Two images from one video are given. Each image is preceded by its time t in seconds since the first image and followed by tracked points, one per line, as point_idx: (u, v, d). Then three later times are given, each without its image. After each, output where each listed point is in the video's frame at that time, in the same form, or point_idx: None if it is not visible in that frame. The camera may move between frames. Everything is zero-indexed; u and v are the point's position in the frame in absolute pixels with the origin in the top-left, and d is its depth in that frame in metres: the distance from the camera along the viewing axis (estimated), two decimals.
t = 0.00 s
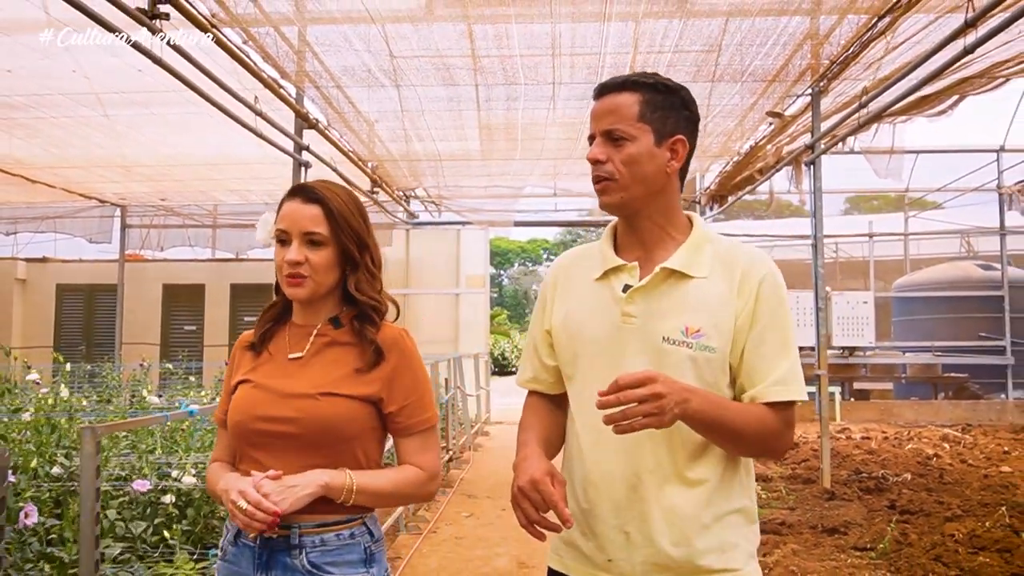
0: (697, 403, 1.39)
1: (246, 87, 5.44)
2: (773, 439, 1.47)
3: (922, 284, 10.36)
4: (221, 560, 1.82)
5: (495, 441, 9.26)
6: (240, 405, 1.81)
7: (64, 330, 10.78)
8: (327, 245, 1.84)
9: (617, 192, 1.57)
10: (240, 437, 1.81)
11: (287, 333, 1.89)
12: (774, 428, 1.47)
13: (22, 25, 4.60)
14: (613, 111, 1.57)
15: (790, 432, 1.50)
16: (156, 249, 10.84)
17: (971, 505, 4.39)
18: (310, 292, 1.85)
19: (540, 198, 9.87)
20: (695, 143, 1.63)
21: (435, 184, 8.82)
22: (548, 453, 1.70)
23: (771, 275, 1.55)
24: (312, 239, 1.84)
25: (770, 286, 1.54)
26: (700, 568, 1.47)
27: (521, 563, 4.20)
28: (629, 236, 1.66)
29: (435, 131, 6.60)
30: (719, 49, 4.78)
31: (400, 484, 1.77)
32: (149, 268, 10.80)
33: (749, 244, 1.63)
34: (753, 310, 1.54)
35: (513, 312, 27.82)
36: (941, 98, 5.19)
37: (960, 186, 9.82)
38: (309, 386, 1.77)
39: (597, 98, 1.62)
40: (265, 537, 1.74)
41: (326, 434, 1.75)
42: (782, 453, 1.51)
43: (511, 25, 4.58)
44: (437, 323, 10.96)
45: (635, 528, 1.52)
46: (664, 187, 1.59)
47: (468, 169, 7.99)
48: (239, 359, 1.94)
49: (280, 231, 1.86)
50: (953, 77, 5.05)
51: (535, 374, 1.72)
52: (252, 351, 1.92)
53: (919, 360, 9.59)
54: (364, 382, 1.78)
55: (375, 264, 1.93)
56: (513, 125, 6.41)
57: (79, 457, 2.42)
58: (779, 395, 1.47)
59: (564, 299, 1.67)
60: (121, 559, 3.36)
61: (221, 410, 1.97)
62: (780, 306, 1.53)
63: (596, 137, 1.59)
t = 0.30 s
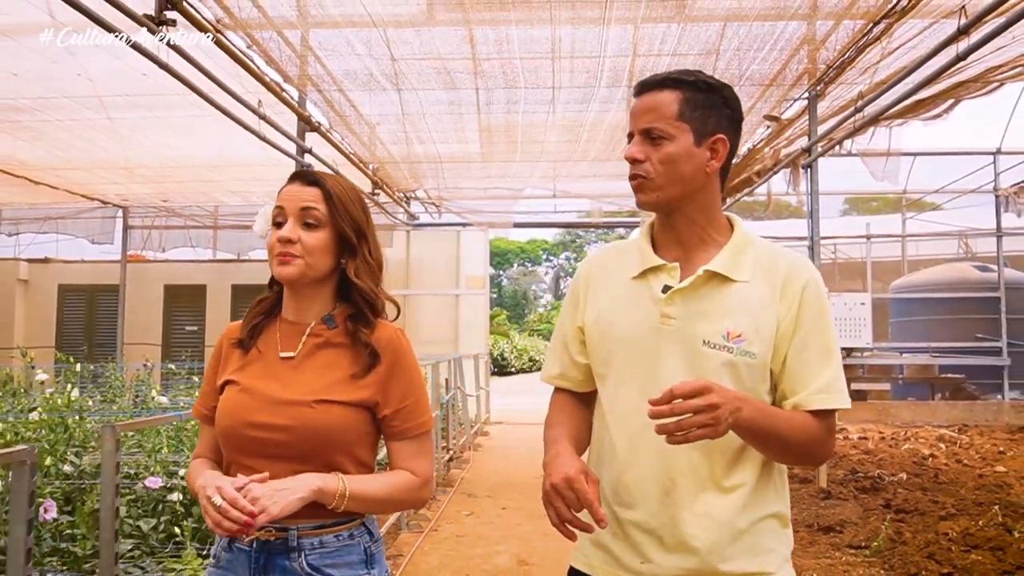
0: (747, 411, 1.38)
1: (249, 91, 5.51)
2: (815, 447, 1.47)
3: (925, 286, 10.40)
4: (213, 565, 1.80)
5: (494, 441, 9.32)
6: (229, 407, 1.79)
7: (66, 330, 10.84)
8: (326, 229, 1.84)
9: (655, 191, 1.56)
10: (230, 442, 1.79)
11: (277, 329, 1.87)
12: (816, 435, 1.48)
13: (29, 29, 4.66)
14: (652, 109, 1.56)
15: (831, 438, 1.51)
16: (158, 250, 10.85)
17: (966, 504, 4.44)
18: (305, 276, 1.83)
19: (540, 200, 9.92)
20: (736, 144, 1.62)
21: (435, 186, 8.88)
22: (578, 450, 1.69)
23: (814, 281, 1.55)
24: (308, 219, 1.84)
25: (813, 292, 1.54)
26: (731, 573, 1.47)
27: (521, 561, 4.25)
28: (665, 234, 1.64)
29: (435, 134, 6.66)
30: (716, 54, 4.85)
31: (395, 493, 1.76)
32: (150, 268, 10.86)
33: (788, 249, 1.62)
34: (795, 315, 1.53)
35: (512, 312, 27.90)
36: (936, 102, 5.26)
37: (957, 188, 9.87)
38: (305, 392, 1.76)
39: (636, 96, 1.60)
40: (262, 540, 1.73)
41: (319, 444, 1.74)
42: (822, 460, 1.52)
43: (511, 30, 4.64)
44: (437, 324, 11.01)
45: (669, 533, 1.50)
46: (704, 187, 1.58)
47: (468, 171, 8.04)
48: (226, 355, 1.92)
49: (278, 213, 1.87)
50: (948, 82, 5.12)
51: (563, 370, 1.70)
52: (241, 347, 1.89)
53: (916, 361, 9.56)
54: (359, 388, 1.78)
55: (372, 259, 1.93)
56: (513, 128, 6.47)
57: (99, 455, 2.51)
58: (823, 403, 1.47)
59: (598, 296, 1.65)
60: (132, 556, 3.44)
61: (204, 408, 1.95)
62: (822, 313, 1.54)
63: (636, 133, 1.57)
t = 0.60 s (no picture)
0: (795, 410, 1.42)
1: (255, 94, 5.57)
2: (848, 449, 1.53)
3: (920, 289, 10.40)
4: (224, 565, 1.80)
5: (495, 440, 9.38)
6: (245, 415, 1.81)
7: (69, 330, 10.89)
8: (323, 232, 1.87)
9: (685, 198, 1.62)
10: (246, 449, 1.82)
11: (285, 334, 1.90)
12: (849, 435, 1.52)
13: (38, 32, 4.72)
14: (680, 116, 1.62)
15: (861, 436, 1.56)
16: (161, 250, 10.89)
17: (961, 502, 4.51)
18: (309, 280, 1.86)
19: (541, 200, 9.99)
20: (763, 151, 1.69)
21: (437, 187, 8.94)
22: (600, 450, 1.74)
23: (842, 285, 1.60)
24: (305, 221, 1.87)
25: (843, 296, 1.59)
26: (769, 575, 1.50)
27: (524, 557, 4.32)
28: (693, 239, 1.69)
29: (438, 136, 6.72)
30: (716, 58, 4.92)
31: (413, 495, 1.82)
32: (153, 268, 10.92)
33: (814, 252, 1.67)
34: (827, 319, 1.58)
35: (512, 312, 27.97)
36: (933, 106, 5.32)
37: (954, 189, 10.04)
38: (325, 399, 1.80)
39: (665, 103, 1.67)
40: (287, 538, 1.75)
41: (343, 450, 1.78)
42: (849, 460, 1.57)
43: (514, 33, 4.70)
44: (438, 324, 11.07)
45: (705, 533, 1.53)
46: (732, 193, 1.63)
47: (470, 172, 8.11)
48: (233, 360, 1.93)
49: (276, 216, 1.90)
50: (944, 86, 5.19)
51: (590, 374, 1.74)
52: (248, 351, 1.91)
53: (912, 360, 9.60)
54: (376, 394, 1.83)
55: (377, 260, 1.97)
56: (515, 130, 6.53)
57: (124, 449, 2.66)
58: (857, 405, 1.52)
59: (624, 299, 1.68)
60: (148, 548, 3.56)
61: (208, 410, 1.97)
62: (853, 317, 1.58)
63: (663, 141, 1.64)
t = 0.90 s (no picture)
0: (811, 409, 1.47)
1: (259, 96, 5.63)
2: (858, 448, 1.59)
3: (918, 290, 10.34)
4: None
5: (496, 440, 9.43)
6: (248, 419, 1.81)
7: (70, 330, 10.94)
8: (330, 242, 1.89)
9: (701, 201, 1.67)
10: (247, 457, 1.81)
11: (289, 340, 1.91)
12: (858, 435, 1.58)
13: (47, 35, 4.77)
14: (699, 119, 1.67)
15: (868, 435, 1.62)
16: (162, 251, 10.91)
17: (958, 501, 4.56)
18: (315, 291, 1.88)
19: (541, 202, 10.04)
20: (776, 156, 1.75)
21: (437, 188, 9.00)
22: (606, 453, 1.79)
23: (850, 288, 1.65)
24: (311, 231, 1.88)
25: (853, 298, 1.64)
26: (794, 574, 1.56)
27: (527, 554, 4.37)
28: (704, 243, 1.74)
29: (440, 138, 6.78)
30: (716, 62, 4.98)
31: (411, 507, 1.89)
32: (154, 269, 10.96)
33: (821, 256, 1.72)
34: (836, 323, 1.63)
35: (510, 313, 28.06)
36: (931, 108, 5.38)
37: (953, 191, 10.03)
38: (333, 407, 1.82)
39: (680, 105, 1.71)
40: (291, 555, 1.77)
41: (353, 456, 1.81)
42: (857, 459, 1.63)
43: (517, 36, 4.75)
44: (438, 324, 11.13)
45: (728, 535, 1.57)
46: (745, 197, 1.69)
47: (472, 174, 8.16)
48: (229, 364, 1.91)
49: (280, 226, 1.90)
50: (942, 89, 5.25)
51: (600, 379, 1.79)
52: (250, 354, 1.90)
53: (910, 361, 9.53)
54: (387, 401, 1.88)
55: (382, 267, 2.01)
56: (516, 132, 6.58)
57: (153, 444, 2.75)
58: (865, 405, 1.57)
59: (635, 305, 1.73)
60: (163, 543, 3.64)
61: (196, 418, 1.94)
62: (860, 319, 1.64)
63: (681, 142, 1.68)
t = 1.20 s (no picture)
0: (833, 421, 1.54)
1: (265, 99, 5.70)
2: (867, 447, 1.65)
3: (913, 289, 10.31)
4: None
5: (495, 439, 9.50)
6: (242, 407, 1.79)
7: (72, 330, 11.00)
8: (327, 227, 1.88)
9: (707, 202, 1.69)
10: (242, 444, 1.79)
11: (283, 327, 1.90)
12: (868, 435, 1.66)
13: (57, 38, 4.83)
14: (702, 117, 1.68)
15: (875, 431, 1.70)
16: (164, 251, 10.82)
17: (953, 498, 4.64)
18: (311, 277, 1.86)
19: (540, 203, 10.12)
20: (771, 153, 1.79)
21: (438, 189, 9.07)
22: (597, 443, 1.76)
23: (851, 294, 1.73)
24: (308, 216, 1.86)
25: (854, 303, 1.72)
26: None
27: (530, 550, 4.44)
28: (701, 244, 1.76)
29: (441, 140, 6.84)
30: (715, 67, 5.06)
31: (413, 498, 1.86)
32: (155, 269, 11.01)
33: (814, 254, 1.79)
34: (842, 328, 1.70)
35: (506, 313, 28.14)
36: (927, 112, 5.46)
37: (949, 194, 10.11)
38: (324, 394, 1.81)
39: (679, 102, 1.73)
40: (280, 553, 1.74)
41: (349, 443, 1.80)
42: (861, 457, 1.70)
43: (519, 39, 4.81)
44: (438, 325, 11.20)
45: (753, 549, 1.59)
46: (743, 198, 1.73)
47: (472, 175, 8.24)
48: (219, 352, 1.89)
49: (274, 210, 1.88)
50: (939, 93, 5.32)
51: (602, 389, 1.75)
52: (242, 341, 1.88)
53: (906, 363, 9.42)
54: (384, 387, 1.87)
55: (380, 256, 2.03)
56: (517, 134, 6.64)
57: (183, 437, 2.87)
58: (876, 409, 1.65)
59: (636, 310, 1.71)
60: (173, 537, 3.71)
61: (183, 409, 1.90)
62: (861, 322, 1.71)
63: (685, 139, 1.69)
